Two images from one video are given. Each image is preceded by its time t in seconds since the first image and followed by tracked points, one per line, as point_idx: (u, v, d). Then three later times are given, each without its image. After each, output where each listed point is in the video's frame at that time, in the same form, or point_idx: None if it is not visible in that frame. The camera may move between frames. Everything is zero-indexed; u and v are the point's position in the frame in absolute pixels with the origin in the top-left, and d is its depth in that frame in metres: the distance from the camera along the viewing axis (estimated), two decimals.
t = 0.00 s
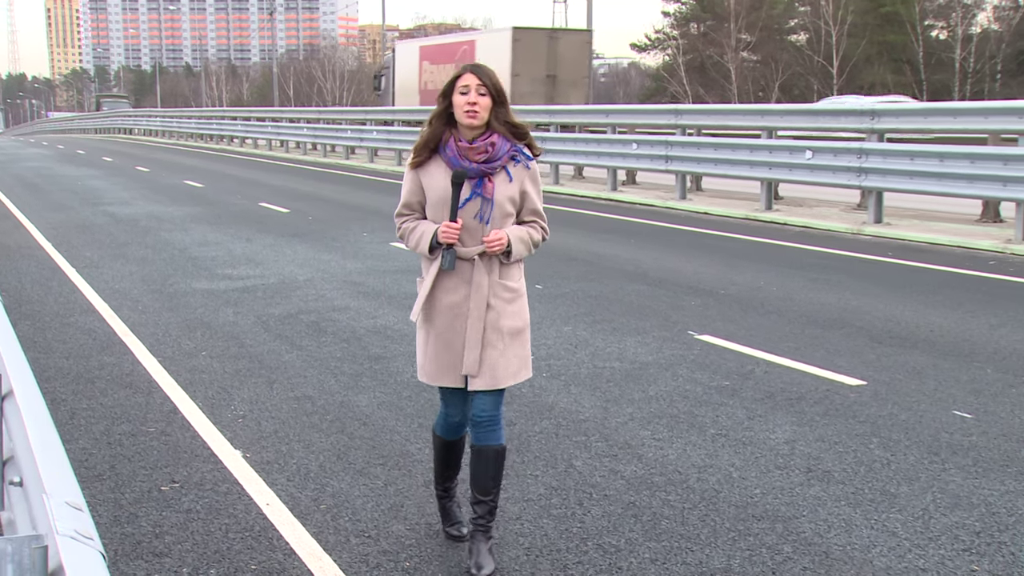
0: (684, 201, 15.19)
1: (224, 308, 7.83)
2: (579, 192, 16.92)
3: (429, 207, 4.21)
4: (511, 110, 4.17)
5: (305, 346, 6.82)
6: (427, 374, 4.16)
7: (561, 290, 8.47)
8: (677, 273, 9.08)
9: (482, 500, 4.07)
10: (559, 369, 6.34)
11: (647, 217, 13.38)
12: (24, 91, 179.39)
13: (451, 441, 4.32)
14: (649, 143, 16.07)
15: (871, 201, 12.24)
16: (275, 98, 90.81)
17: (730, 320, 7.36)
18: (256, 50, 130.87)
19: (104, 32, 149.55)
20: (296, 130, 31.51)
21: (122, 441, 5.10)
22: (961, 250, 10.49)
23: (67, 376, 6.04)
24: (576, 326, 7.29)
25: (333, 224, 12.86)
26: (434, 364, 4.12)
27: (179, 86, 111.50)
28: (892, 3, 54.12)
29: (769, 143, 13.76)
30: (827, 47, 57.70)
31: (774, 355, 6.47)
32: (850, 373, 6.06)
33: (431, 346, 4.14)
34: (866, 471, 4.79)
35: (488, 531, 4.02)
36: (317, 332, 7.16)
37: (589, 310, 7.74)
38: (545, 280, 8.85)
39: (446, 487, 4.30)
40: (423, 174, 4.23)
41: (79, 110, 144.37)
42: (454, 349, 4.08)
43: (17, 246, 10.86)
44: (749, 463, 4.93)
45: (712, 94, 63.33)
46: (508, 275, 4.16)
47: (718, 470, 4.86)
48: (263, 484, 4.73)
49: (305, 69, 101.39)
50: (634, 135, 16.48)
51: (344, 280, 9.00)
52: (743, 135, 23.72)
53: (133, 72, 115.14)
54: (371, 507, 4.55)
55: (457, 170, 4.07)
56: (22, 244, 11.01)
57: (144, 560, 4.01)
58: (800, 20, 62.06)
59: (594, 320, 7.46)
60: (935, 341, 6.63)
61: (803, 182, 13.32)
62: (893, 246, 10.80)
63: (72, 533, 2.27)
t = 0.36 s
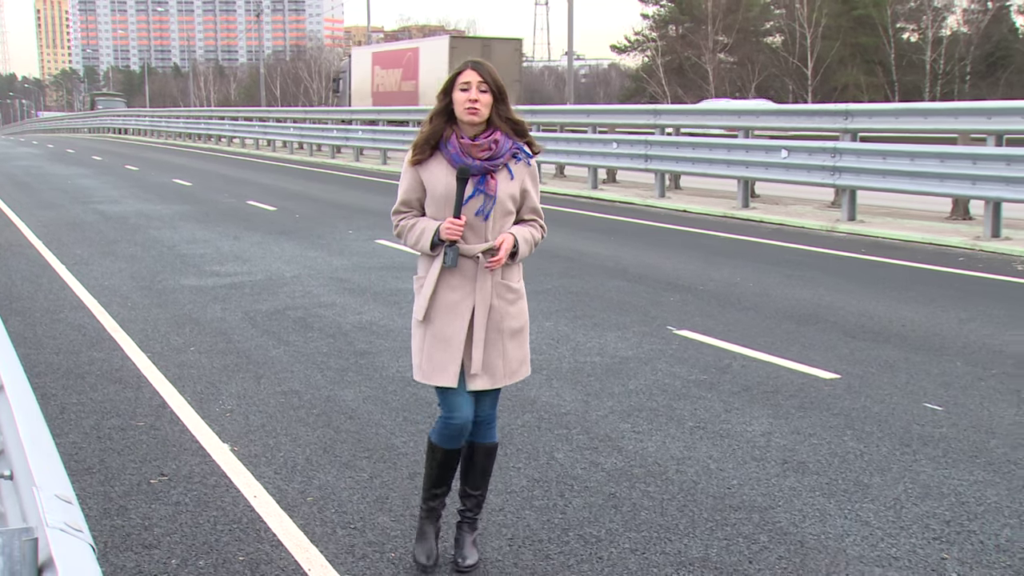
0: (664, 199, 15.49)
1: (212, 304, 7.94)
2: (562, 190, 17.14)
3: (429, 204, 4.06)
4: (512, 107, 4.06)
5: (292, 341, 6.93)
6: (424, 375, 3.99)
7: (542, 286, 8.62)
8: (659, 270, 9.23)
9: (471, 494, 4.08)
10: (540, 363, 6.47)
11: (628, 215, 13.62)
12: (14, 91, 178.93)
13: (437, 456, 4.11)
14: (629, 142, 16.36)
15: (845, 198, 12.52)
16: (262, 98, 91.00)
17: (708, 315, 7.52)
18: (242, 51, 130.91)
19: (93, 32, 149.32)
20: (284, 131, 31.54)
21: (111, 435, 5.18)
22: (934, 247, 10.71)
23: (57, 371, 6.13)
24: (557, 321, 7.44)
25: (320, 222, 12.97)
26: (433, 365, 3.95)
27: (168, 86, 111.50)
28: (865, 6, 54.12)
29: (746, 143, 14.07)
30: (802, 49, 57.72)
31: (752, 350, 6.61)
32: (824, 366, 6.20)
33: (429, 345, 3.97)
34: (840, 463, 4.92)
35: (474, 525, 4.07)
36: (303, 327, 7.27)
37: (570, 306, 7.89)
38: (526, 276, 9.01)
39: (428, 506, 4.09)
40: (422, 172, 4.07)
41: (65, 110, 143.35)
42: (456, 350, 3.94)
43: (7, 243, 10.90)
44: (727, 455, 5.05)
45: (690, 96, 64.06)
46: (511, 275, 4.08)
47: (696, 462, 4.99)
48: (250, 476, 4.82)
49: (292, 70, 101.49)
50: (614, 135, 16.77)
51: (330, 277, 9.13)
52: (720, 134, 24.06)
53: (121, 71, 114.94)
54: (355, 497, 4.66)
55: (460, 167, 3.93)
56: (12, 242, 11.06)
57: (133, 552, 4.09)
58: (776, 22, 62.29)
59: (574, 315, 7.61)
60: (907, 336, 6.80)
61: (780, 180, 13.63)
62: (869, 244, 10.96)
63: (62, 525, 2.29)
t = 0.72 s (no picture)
0: (644, 198, 15.75)
1: (201, 301, 8.04)
2: (547, 189, 17.35)
3: (429, 210, 4.02)
4: (508, 109, 4.06)
5: (279, 337, 7.04)
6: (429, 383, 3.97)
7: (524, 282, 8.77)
8: (641, 268, 9.39)
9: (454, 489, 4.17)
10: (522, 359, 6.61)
11: (609, 213, 13.84)
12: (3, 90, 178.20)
13: (475, 475, 3.94)
14: (610, 143, 16.62)
15: (820, 197, 12.78)
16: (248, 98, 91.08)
17: (687, 311, 7.69)
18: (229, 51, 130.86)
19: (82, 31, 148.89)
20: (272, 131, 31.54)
21: (102, 430, 5.27)
22: (907, 245, 10.85)
23: (48, 367, 6.21)
24: (539, 317, 7.59)
25: (307, 220, 13.08)
26: (441, 374, 3.94)
27: (156, 86, 111.38)
28: (839, 10, 55.26)
29: (723, 142, 14.30)
30: (777, 50, 57.90)
31: (729, 345, 6.77)
32: (800, 361, 6.36)
33: (436, 354, 3.95)
34: (816, 455, 5.04)
35: (457, 515, 4.16)
36: (290, 323, 7.39)
37: (552, 303, 8.04)
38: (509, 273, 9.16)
39: (485, 533, 3.86)
40: (423, 177, 4.02)
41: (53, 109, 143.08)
42: (462, 358, 3.96)
43: None
44: (705, 447, 5.17)
45: (669, 97, 64.64)
46: (511, 281, 4.13)
47: (675, 454, 5.11)
48: (238, 470, 4.92)
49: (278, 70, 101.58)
50: (596, 135, 17.03)
51: (317, 274, 9.25)
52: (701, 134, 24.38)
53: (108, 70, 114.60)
54: (341, 489, 4.76)
55: (468, 176, 3.92)
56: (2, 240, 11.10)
57: (123, 544, 4.18)
58: (753, 25, 62.56)
59: (556, 311, 7.76)
60: (879, 331, 6.97)
61: (757, 179, 13.89)
62: (844, 241, 11.13)
63: (52, 518, 2.24)
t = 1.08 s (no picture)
0: (625, 195, 16.06)
1: (190, 297, 8.13)
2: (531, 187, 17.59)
3: (436, 213, 3.97)
4: (501, 103, 4.03)
5: (267, 332, 7.16)
6: (445, 387, 3.93)
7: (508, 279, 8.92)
8: (623, 265, 9.54)
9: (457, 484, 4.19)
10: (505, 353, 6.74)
11: (589, 210, 14.12)
12: None
13: (476, 480, 3.96)
14: (591, 142, 16.97)
15: (796, 195, 13.06)
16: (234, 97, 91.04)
17: (667, 306, 7.85)
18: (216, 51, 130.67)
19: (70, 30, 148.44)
20: (259, 131, 31.56)
21: (92, 423, 5.36)
22: (879, 241, 11.02)
23: (39, 361, 6.29)
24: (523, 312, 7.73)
25: (294, 217, 13.17)
26: (456, 375, 3.92)
27: (143, 85, 111.22)
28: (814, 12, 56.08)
29: (701, 142, 14.60)
30: (755, 52, 58.47)
31: (708, 339, 6.91)
32: (777, 354, 6.50)
33: (451, 356, 3.92)
34: (792, 446, 5.17)
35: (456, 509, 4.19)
36: (278, 319, 7.50)
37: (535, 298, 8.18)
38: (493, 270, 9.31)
39: (482, 536, 3.90)
40: (426, 181, 3.96)
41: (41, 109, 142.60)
42: (478, 359, 3.93)
43: None
44: (684, 439, 5.30)
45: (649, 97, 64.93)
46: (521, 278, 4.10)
47: (654, 445, 5.23)
48: (227, 462, 5.01)
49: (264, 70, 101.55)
50: (578, 133, 17.33)
51: (304, 270, 9.37)
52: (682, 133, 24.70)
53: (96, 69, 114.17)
54: (328, 481, 4.87)
55: (471, 172, 3.88)
56: None
57: (113, 536, 4.26)
58: (730, 26, 62.85)
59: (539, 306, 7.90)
60: (854, 325, 7.14)
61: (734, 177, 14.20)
62: (819, 238, 11.31)
63: (43, 510, 2.27)
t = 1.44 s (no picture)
0: (605, 191, 16.36)
1: (178, 292, 8.22)
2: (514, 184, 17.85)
3: (426, 208, 3.93)
4: (500, 101, 3.96)
5: (254, 327, 7.27)
6: (437, 385, 3.93)
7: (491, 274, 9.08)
8: (605, 261, 9.69)
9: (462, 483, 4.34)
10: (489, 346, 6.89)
11: (570, 207, 14.39)
12: None
13: (460, 474, 4.07)
14: (571, 140, 17.33)
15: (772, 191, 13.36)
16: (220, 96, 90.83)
17: (646, 301, 8.03)
18: (202, 50, 130.48)
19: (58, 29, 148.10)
20: (246, 129, 31.66)
21: (82, 416, 5.44)
22: (852, 237, 11.20)
23: (29, 355, 6.38)
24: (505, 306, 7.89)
25: (281, 214, 13.25)
26: (444, 373, 3.90)
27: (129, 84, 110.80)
28: (789, 13, 57.29)
29: (680, 140, 14.97)
30: (731, 52, 59.06)
31: (687, 333, 7.07)
32: (754, 347, 6.66)
33: (439, 354, 3.91)
34: (769, 437, 5.30)
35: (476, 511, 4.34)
36: (265, 313, 7.62)
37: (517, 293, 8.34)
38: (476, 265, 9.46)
39: (466, 528, 4.04)
40: (416, 175, 3.93)
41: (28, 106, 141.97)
42: (466, 357, 3.88)
43: None
44: (663, 430, 5.43)
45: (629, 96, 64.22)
46: (516, 275, 3.96)
47: (634, 436, 5.36)
48: (215, 454, 5.11)
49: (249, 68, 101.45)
50: (559, 132, 17.67)
51: (291, 266, 9.49)
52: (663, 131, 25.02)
53: (82, 67, 113.68)
54: (316, 472, 4.96)
55: (460, 169, 3.84)
56: None
57: (104, 526, 4.35)
58: (709, 26, 63.05)
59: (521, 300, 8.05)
60: (828, 318, 7.32)
61: (711, 174, 14.53)
62: (794, 233, 11.49)
63: (34, 503, 2.30)
